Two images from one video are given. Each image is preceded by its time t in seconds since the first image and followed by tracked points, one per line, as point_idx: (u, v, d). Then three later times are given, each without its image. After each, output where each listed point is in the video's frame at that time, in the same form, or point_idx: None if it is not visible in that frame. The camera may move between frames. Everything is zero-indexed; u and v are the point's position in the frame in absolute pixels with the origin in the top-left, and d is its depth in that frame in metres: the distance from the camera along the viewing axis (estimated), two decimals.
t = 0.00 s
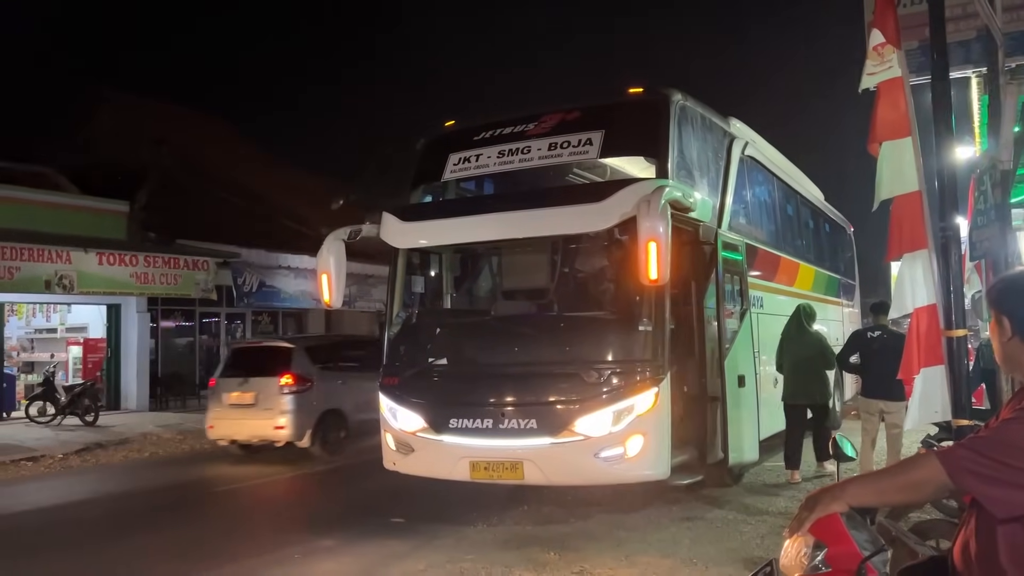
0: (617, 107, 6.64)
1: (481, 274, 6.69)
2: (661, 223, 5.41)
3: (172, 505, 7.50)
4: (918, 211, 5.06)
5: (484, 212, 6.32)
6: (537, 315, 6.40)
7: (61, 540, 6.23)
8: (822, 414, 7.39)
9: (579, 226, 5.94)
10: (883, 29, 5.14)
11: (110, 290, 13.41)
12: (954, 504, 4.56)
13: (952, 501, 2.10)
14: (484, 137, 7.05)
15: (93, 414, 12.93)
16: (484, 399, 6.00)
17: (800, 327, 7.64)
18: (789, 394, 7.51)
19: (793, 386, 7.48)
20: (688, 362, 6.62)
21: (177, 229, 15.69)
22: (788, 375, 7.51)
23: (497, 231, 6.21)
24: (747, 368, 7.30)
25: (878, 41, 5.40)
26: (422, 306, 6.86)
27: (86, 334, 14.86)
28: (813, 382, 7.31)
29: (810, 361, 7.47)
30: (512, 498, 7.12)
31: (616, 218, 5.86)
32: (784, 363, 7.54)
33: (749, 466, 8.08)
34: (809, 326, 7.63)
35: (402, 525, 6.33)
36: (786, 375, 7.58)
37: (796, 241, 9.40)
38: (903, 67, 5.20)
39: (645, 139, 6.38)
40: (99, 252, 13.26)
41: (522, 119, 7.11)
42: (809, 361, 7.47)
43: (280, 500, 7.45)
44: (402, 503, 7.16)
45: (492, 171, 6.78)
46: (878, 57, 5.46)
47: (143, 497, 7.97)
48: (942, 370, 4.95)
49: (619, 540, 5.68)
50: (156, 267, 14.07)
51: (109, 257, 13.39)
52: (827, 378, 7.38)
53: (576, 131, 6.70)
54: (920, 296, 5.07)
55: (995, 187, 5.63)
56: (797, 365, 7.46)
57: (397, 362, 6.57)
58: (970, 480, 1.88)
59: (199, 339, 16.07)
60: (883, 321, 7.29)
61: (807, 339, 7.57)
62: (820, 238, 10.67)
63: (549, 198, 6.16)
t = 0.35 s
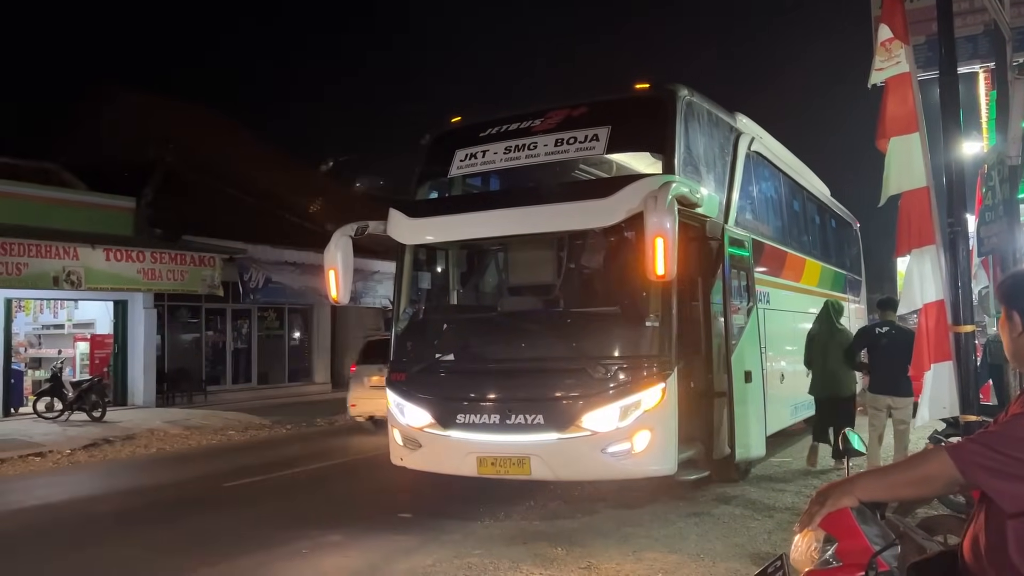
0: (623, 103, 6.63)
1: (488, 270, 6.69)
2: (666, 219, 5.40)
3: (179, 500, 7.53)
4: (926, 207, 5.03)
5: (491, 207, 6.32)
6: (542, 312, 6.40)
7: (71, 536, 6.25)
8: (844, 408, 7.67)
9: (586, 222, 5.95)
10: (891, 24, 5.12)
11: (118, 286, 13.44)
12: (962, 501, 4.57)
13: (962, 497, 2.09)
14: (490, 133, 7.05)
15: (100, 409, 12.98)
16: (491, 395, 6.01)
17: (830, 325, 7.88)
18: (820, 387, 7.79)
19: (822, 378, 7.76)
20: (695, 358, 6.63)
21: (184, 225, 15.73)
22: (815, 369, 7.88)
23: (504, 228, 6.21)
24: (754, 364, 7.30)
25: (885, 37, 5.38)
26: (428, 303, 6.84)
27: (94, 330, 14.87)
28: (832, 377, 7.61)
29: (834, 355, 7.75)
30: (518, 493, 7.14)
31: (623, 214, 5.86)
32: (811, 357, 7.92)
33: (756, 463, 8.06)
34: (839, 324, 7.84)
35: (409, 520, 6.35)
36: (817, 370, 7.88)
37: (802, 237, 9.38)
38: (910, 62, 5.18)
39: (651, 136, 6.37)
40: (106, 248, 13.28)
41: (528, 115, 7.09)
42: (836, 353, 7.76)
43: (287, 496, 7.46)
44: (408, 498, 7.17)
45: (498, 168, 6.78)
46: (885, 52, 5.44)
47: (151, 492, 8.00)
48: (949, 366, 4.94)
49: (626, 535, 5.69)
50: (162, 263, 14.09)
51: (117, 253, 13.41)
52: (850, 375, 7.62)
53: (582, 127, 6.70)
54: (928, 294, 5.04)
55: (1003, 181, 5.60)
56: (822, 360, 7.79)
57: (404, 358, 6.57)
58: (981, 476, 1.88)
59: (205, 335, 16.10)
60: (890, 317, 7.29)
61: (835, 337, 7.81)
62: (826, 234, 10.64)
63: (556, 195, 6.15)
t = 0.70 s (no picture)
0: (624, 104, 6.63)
1: (489, 270, 6.75)
2: (667, 219, 5.41)
3: (179, 499, 7.53)
4: (926, 209, 5.04)
5: (491, 208, 6.32)
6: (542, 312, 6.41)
7: (71, 535, 6.25)
8: (861, 406, 7.90)
9: (586, 222, 5.94)
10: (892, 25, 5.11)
11: (118, 285, 13.45)
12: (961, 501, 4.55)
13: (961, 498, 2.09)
14: (491, 134, 7.05)
15: (100, 408, 12.99)
16: (492, 395, 6.01)
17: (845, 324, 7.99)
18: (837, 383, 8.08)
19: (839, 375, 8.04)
20: (695, 358, 6.65)
21: (184, 224, 15.74)
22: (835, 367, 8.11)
23: (504, 227, 6.21)
24: (754, 364, 7.30)
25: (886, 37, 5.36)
26: (428, 303, 6.85)
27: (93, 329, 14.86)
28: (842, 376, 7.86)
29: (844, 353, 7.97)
30: (519, 493, 7.15)
31: (623, 214, 5.86)
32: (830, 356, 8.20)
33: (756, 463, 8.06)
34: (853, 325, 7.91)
35: (409, 520, 6.34)
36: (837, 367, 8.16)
37: (802, 238, 9.40)
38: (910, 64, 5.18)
39: (651, 137, 6.37)
40: (106, 247, 13.29)
41: (528, 115, 7.10)
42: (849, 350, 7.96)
43: (288, 495, 7.47)
44: (408, 497, 7.17)
45: (499, 168, 6.79)
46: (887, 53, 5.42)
47: (152, 492, 8.00)
48: (949, 368, 4.96)
49: (626, 535, 5.70)
50: (163, 263, 14.09)
51: (117, 253, 13.42)
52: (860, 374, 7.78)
53: (583, 127, 6.70)
54: (928, 294, 5.05)
55: (1003, 183, 5.60)
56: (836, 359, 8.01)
57: (404, 358, 6.57)
58: (980, 476, 1.88)
59: (205, 335, 16.10)
60: (890, 318, 7.31)
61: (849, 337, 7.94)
62: (825, 234, 10.65)
63: (557, 195, 6.14)
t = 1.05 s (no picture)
0: (618, 108, 6.65)
1: (483, 273, 6.68)
2: (661, 223, 5.41)
3: (172, 502, 7.50)
4: (918, 215, 5.06)
5: (485, 211, 6.32)
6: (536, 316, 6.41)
7: (62, 537, 6.22)
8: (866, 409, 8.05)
9: (580, 225, 5.94)
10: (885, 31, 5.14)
11: (111, 287, 13.42)
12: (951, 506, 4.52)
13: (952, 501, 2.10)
14: (485, 137, 7.06)
15: (92, 410, 12.93)
16: (485, 398, 6.01)
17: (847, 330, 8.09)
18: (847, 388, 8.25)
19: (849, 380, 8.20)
20: (689, 362, 6.65)
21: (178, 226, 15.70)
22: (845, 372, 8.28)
23: (498, 231, 6.21)
24: (746, 368, 7.30)
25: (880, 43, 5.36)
26: (423, 305, 6.88)
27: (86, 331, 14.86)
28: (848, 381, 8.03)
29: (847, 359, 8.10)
30: (513, 496, 7.14)
31: (617, 217, 5.87)
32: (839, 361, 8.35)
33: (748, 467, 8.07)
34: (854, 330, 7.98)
35: (402, 523, 6.33)
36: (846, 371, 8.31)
37: (796, 243, 9.42)
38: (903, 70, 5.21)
39: (646, 141, 6.39)
40: (100, 249, 13.26)
41: (523, 118, 7.11)
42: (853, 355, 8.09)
43: (280, 498, 7.45)
44: (402, 501, 7.16)
45: (493, 171, 6.79)
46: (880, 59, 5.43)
47: (144, 494, 7.97)
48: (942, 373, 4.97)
49: (619, 539, 5.69)
50: (156, 264, 14.06)
51: (110, 254, 13.40)
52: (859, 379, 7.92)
53: (577, 131, 6.71)
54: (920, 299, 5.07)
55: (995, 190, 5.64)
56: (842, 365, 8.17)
57: (398, 361, 6.57)
58: (969, 479, 1.89)
59: (198, 337, 16.06)
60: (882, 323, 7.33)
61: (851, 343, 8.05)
62: (819, 239, 10.69)
63: (551, 198, 6.15)
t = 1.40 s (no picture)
0: (607, 116, 6.67)
1: (471, 279, 6.71)
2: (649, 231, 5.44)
3: (156, 508, 7.46)
4: (904, 225, 5.10)
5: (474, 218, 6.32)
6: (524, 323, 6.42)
7: (44, 543, 6.18)
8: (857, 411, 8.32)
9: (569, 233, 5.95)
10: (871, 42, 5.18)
11: (96, 292, 13.35)
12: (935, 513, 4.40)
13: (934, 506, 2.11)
14: (474, 144, 7.06)
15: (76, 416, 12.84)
16: (472, 405, 6.00)
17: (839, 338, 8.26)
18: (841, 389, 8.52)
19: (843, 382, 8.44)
20: (676, 370, 6.67)
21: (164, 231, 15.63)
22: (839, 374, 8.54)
23: (486, 238, 6.22)
24: (733, 376, 7.32)
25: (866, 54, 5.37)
26: (410, 312, 6.89)
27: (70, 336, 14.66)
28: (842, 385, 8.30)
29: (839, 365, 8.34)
30: (500, 504, 7.12)
31: (605, 225, 5.88)
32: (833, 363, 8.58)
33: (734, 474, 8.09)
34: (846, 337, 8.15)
35: (388, 530, 6.31)
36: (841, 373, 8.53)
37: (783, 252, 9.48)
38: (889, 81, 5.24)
39: (634, 150, 6.41)
40: (85, 253, 13.21)
41: (511, 125, 7.12)
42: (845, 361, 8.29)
43: (266, 505, 7.41)
44: (388, 508, 7.14)
45: (482, 178, 6.80)
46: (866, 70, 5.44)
47: (129, 500, 7.92)
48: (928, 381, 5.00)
49: (605, 546, 5.69)
50: (142, 269, 13.99)
51: (96, 259, 13.34)
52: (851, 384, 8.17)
53: (566, 139, 6.73)
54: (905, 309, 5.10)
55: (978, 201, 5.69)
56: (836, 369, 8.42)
57: (385, 367, 6.55)
58: (950, 486, 1.91)
59: (184, 342, 15.99)
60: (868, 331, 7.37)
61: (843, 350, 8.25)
62: (806, 248, 10.74)
63: (540, 205, 6.16)
